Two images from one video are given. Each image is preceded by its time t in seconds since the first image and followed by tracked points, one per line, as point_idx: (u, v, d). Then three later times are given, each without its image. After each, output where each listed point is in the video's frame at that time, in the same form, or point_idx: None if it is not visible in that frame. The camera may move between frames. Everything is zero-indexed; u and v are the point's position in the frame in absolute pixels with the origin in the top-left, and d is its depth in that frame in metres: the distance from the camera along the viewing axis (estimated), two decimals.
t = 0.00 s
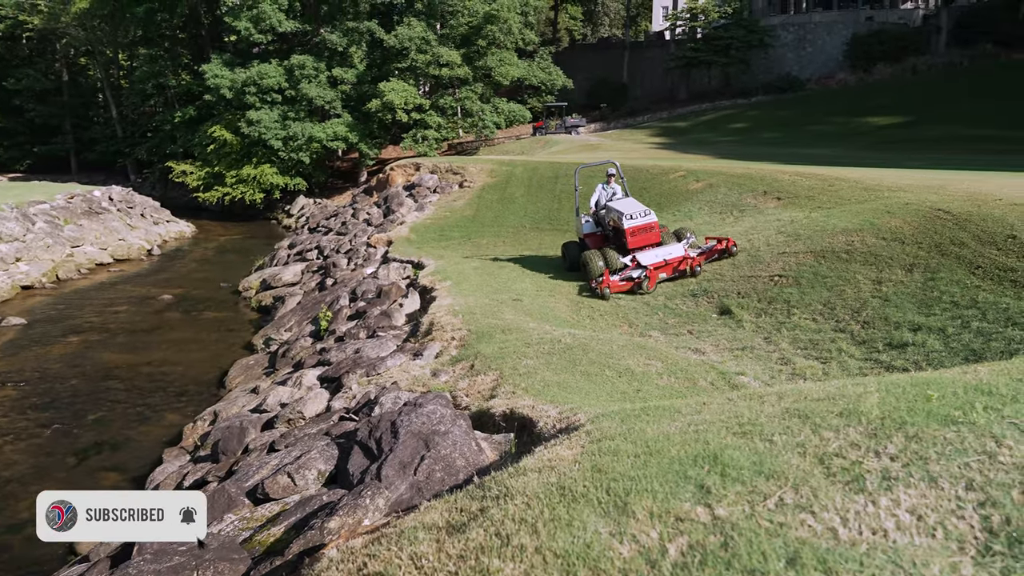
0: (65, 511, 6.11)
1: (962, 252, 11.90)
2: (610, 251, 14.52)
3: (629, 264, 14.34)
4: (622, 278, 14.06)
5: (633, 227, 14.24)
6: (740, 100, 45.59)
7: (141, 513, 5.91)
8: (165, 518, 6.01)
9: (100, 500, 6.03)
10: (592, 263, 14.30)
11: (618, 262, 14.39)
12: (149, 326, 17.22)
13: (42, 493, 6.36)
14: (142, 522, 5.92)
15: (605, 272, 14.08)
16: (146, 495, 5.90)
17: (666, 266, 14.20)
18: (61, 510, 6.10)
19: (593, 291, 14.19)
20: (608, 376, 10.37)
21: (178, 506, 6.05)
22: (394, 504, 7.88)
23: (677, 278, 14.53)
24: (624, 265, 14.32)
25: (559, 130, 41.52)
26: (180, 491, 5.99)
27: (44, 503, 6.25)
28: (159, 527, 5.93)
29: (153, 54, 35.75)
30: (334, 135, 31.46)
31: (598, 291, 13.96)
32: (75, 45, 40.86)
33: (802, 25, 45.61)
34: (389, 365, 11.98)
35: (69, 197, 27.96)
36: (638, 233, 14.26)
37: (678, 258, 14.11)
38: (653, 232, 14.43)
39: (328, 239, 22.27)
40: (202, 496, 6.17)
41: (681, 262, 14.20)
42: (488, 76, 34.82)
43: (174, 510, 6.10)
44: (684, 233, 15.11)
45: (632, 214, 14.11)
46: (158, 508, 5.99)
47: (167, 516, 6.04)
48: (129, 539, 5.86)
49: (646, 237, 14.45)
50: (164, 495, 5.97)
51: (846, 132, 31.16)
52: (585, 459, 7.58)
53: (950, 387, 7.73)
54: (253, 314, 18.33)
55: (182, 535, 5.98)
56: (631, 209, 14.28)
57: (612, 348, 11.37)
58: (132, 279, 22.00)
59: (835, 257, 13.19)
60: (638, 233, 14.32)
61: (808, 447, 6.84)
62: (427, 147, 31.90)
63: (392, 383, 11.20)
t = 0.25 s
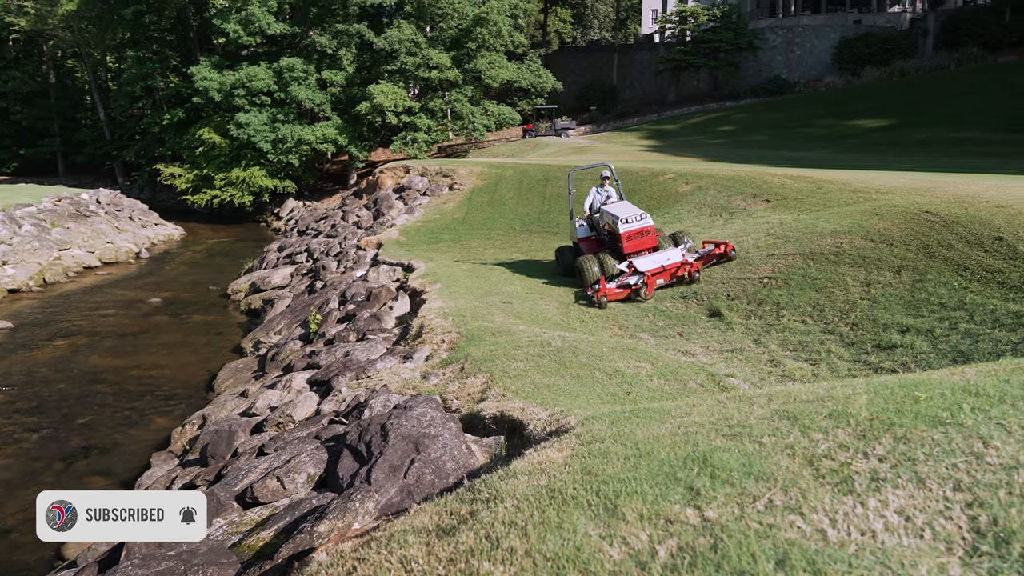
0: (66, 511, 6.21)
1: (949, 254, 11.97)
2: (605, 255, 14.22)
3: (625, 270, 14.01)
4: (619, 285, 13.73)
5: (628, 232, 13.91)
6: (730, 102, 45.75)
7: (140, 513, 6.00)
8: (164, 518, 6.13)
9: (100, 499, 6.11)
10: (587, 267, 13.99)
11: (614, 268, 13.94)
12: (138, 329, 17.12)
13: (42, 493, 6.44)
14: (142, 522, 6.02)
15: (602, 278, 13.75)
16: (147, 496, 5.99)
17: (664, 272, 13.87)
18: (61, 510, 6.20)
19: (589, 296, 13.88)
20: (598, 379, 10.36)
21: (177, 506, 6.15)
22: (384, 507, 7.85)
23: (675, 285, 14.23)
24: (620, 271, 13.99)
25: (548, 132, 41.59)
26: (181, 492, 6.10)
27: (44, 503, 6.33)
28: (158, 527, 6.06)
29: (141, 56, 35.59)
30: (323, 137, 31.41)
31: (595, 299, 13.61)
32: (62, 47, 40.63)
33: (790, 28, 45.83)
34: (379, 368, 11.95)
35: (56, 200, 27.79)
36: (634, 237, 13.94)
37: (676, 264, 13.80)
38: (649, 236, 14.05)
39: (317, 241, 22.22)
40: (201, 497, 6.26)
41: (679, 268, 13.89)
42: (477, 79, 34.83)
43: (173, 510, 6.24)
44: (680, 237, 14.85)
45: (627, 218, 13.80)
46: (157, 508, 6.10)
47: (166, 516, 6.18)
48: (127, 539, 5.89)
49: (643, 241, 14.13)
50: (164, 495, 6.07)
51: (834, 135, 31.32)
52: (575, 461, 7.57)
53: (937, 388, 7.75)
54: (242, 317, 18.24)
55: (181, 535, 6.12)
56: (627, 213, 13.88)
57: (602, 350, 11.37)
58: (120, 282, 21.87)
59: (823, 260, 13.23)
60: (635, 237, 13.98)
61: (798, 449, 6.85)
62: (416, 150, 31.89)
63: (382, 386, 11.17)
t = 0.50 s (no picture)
0: (65, 511, 6.16)
1: (937, 255, 12.03)
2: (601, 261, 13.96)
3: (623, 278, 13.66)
4: (617, 294, 13.40)
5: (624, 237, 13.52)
6: (720, 105, 45.90)
7: (142, 512, 5.96)
8: (164, 517, 6.10)
9: (101, 499, 6.09)
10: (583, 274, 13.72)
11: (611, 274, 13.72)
12: (127, 332, 17.03)
13: (41, 493, 6.38)
14: (142, 521, 5.97)
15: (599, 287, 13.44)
16: (148, 495, 5.95)
17: (663, 280, 13.45)
18: (61, 510, 6.15)
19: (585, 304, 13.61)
20: (589, 381, 10.36)
21: (177, 506, 6.13)
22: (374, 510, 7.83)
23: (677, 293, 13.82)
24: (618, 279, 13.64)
25: (539, 134, 41.65)
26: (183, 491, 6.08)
27: (43, 503, 6.27)
28: (159, 527, 6.02)
29: (129, 58, 35.42)
30: (313, 139, 31.37)
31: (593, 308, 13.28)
32: (50, 49, 40.45)
33: (780, 31, 46.05)
34: (370, 370, 11.91)
35: (44, 203, 27.62)
36: (630, 242, 13.55)
37: (675, 270, 13.37)
38: (646, 241, 13.67)
39: (307, 244, 22.16)
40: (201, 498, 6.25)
41: (678, 275, 13.48)
42: (468, 81, 34.85)
43: (174, 510, 6.22)
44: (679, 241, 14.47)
45: (623, 223, 13.44)
46: (158, 508, 6.05)
47: (167, 516, 6.14)
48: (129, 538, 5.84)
49: (640, 247, 13.70)
50: (165, 494, 6.04)
51: (824, 137, 31.47)
52: (566, 463, 7.57)
53: (926, 389, 7.78)
54: (232, 320, 18.16)
55: (182, 535, 6.09)
56: (624, 218, 13.58)
57: (593, 352, 11.38)
58: (109, 285, 21.76)
59: (813, 261, 13.27)
60: (631, 243, 13.58)
61: (787, 450, 6.87)
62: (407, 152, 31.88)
63: (372, 388, 11.14)
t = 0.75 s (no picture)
0: (66, 511, 6.14)
1: (924, 257, 12.10)
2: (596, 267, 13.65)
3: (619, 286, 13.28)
4: (612, 302, 12.98)
5: (619, 243, 13.12)
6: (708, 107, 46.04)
7: (141, 512, 5.93)
8: (164, 517, 6.07)
9: (101, 499, 6.06)
10: (578, 282, 13.41)
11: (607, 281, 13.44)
12: (114, 335, 16.92)
13: (42, 493, 6.36)
14: (141, 521, 5.94)
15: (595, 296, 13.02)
16: (148, 495, 5.93)
17: (659, 288, 13.10)
18: (61, 510, 6.13)
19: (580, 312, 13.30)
20: (578, 382, 10.36)
21: (177, 506, 6.10)
22: (363, 513, 7.80)
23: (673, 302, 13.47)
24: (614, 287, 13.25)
25: (528, 136, 41.68)
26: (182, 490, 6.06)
27: (44, 503, 6.25)
28: (159, 527, 5.97)
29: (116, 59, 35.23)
30: (302, 141, 31.30)
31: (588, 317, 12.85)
32: (35, 50, 40.21)
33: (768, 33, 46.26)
34: (358, 372, 11.88)
35: (30, 205, 27.40)
36: (625, 248, 13.15)
37: (671, 278, 13.05)
38: (642, 247, 13.27)
39: (296, 246, 22.09)
40: (200, 497, 6.25)
41: (674, 283, 13.15)
42: (457, 83, 34.84)
43: (174, 511, 6.17)
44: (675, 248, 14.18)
45: (617, 229, 13.01)
46: (158, 508, 6.04)
47: (167, 516, 6.09)
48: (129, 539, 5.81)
49: (636, 252, 13.32)
50: (164, 494, 6.02)
51: (813, 139, 31.62)
52: (555, 465, 7.56)
53: (913, 390, 7.81)
54: (220, 322, 18.08)
55: (181, 534, 6.01)
56: (618, 223, 13.13)
57: (582, 354, 11.38)
58: (96, 287, 21.64)
59: (801, 263, 13.32)
60: (626, 249, 13.17)
61: (775, 451, 6.88)
62: (395, 154, 31.87)
63: (361, 391, 11.10)
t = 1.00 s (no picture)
0: (66, 511, 6.18)
1: (909, 258, 12.18)
2: (589, 272, 13.46)
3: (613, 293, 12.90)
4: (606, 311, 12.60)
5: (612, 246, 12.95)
6: (695, 109, 46.21)
7: (142, 511, 6.09)
8: (164, 517, 6.24)
9: (100, 499, 6.14)
10: (570, 287, 13.22)
11: (599, 286, 13.28)
12: (98, 338, 16.79)
13: (41, 493, 6.41)
14: (141, 520, 6.09)
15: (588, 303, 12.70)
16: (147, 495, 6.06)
17: (654, 296, 12.74)
18: (61, 510, 6.17)
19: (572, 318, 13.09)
20: (565, 384, 10.36)
21: (177, 506, 6.28)
22: (350, 515, 7.77)
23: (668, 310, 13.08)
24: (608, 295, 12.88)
25: (516, 138, 41.72)
26: (181, 491, 6.25)
27: (43, 503, 6.29)
28: (159, 526, 6.15)
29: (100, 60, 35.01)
30: (288, 143, 31.19)
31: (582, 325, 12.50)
32: (18, 50, 39.88)
33: (754, 36, 46.49)
34: (345, 375, 11.83)
35: (13, 207, 27.18)
36: (618, 252, 12.96)
37: (667, 286, 12.67)
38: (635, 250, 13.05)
39: (282, 248, 22.00)
40: (199, 498, 6.52)
41: (670, 291, 12.81)
42: (444, 85, 34.83)
43: (173, 511, 6.35)
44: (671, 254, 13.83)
45: (609, 232, 12.85)
46: (158, 508, 6.20)
47: (166, 516, 6.27)
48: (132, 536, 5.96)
49: (629, 255, 13.09)
50: (164, 495, 6.17)
51: (799, 141, 31.78)
52: (542, 467, 7.55)
53: (898, 390, 7.85)
54: (207, 325, 17.97)
55: (179, 534, 6.23)
56: (611, 225, 12.99)
57: (569, 356, 11.39)
58: (80, 290, 21.47)
59: (788, 264, 13.37)
60: (619, 252, 12.96)
61: (762, 452, 6.90)
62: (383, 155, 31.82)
63: (348, 393, 11.05)
